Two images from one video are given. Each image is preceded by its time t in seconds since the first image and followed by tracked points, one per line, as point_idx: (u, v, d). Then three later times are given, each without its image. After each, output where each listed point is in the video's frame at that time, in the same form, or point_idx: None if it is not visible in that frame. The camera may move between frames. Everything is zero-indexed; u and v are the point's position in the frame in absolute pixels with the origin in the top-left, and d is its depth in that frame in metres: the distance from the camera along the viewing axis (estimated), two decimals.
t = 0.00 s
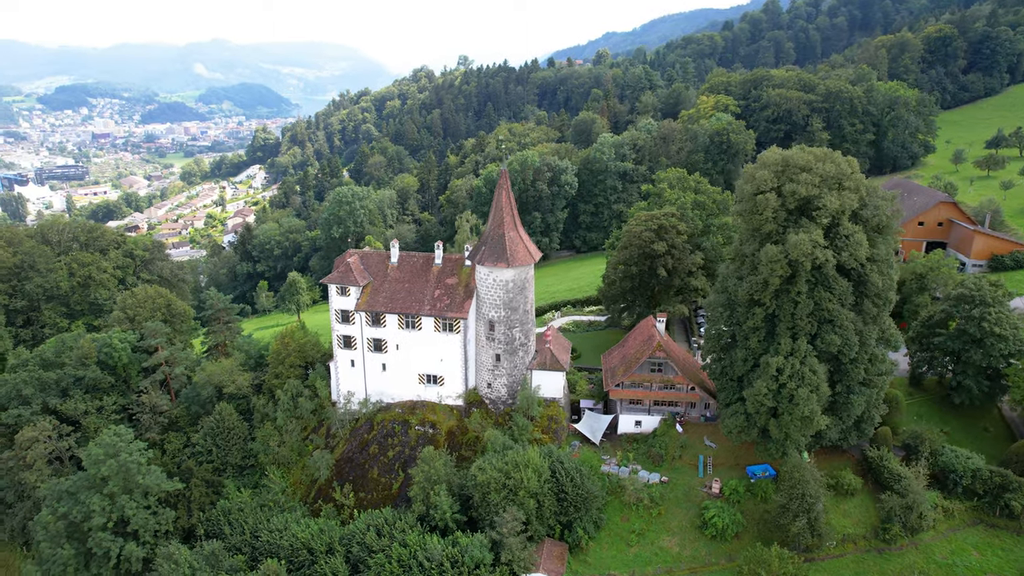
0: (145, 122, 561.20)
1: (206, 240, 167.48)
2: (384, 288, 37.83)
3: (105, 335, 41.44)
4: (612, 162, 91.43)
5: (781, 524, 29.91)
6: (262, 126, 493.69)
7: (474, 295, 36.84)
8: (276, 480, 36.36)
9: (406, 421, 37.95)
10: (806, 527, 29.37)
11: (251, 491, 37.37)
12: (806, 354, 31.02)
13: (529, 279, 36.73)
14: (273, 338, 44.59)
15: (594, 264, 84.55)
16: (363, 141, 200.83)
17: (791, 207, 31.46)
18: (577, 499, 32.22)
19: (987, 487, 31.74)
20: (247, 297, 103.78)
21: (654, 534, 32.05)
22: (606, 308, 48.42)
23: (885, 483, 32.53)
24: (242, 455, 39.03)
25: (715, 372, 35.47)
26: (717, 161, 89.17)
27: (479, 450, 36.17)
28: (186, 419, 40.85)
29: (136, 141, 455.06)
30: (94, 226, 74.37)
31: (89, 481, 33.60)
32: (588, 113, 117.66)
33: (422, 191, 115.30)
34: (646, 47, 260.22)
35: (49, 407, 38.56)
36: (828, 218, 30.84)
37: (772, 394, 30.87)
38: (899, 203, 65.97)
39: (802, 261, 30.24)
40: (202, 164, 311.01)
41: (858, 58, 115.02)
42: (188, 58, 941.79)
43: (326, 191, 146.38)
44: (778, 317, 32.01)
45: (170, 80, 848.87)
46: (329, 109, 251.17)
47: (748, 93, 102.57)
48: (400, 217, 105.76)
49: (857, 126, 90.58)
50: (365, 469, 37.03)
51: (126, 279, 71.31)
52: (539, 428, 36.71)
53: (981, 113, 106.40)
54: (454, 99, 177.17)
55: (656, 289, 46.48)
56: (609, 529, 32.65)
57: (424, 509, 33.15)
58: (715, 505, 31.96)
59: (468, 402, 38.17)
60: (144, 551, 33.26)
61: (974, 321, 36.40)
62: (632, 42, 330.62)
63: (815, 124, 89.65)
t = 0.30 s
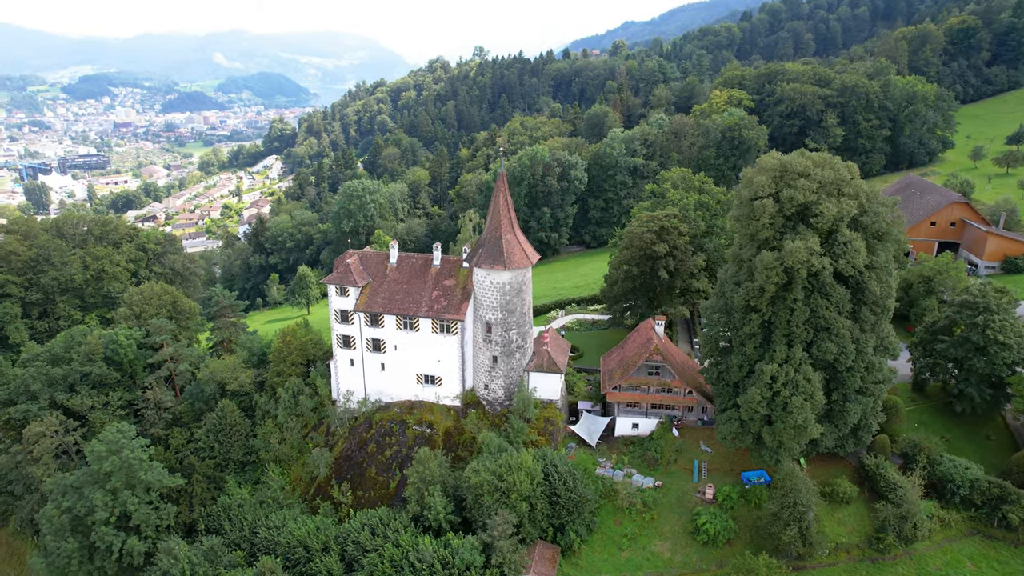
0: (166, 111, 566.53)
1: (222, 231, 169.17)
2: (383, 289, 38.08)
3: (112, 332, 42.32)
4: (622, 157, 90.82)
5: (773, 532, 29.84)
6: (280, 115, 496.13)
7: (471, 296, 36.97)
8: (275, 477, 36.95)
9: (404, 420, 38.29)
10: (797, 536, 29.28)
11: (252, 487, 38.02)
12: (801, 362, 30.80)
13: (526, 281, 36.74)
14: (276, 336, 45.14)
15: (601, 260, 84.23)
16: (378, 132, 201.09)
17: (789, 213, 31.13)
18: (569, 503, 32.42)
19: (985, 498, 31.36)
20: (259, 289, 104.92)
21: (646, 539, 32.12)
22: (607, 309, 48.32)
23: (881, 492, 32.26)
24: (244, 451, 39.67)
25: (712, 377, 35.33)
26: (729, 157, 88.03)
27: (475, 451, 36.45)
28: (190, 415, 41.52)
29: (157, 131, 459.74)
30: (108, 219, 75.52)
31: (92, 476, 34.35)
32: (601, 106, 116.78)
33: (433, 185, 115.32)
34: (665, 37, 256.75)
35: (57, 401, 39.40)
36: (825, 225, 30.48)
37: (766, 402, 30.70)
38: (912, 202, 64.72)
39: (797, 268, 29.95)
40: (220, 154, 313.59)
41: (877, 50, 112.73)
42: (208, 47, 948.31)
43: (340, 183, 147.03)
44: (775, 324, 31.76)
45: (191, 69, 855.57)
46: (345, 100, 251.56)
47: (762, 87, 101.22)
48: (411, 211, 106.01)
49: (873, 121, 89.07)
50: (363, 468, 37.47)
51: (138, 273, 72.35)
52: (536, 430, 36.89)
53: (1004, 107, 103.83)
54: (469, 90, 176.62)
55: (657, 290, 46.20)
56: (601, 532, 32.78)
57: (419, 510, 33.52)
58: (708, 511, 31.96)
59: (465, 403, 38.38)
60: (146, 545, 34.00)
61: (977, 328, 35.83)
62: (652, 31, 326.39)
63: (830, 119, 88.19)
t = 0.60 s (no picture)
0: (186, 103, 571.65)
1: (238, 223, 170.67)
2: (382, 289, 38.32)
3: (118, 328, 43.00)
4: (632, 154, 90.20)
5: (765, 540, 29.70)
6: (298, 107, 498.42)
7: (469, 298, 37.07)
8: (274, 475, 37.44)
9: (402, 420, 38.56)
10: (789, 545, 29.11)
11: (252, 484, 38.55)
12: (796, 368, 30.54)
13: (523, 283, 36.76)
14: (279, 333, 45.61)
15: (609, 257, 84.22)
16: (393, 126, 201.36)
17: (786, 219, 30.81)
18: (562, 506, 32.50)
19: (984, 509, 30.95)
20: (271, 283, 105.88)
21: (638, 543, 32.10)
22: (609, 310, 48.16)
23: (877, 501, 31.96)
24: (245, 448, 40.20)
25: (708, 381, 35.12)
26: (741, 154, 87.02)
27: (472, 452, 36.63)
28: (194, 411, 42.11)
29: (177, 123, 464.42)
30: (121, 214, 76.52)
31: (95, 471, 34.98)
32: (613, 101, 115.92)
33: (445, 179, 115.33)
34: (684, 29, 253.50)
35: (63, 397, 40.12)
36: (822, 231, 30.13)
37: (761, 409, 30.47)
38: (924, 202, 63.53)
39: (793, 275, 29.65)
40: (238, 146, 315.98)
41: (896, 45, 110.55)
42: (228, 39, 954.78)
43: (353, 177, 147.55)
44: (771, 330, 31.49)
45: (211, 61, 862.34)
46: (361, 93, 252.05)
47: (776, 83, 99.89)
48: (422, 206, 106.21)
49: (889, 118, 87.59)
50: (361, 466, 37.81)
51: (150, 267, 73.32)
52: (532, 432, 36.98)
53: None
54: (483, 84, 176.07)
55: (659, 292, 45.92)
56: (594, 536, 32.84)
57: (413, 510, 33.80)
58: (700, 517, 31.86)
59: (462, 404, 38.54)
60: (146, 539, 34.64)
61: (980, 335, 35.28)
62: (671, 23, 322.36)
63: (844, 116, 86.84)
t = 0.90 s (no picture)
0: (204, 99, 577.09)
1: (252, 219, 172.08)
2: (381, 289, 38.41)
3: (122, 325, 43.50)
4: (642, 152, 89.58)
5: (759, 546, 29.42)
6: (315, 103, 501.08)
7: (466, 298, 37.06)
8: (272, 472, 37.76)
9: (400, 419, 38.67)
10: (783, 551, 28.78)
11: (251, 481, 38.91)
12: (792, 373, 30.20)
13: (521, 284, 36.66)
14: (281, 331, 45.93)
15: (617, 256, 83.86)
16: (407, 123, 201.82)
17: (784, 222, 30.44)
18: (556, 509, 32.40)
19: (985, 518, 30.42)
20: (283, 279, 106.66)
21: (632, 547, 31.91)
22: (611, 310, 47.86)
23: (876, 508, 31.52)
24: (245, 445, 40.55)
25: (706, 385, 34.81)
26: (752, 153, 86.08)
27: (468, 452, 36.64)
28: (196, 408, 42.58)
29: (195, 119, 468.99)
30: (133, 211, 77.45)
31: (96, 467, 35.45)
32: (625, 99, 115.21)
33: (455, 177, 115.38)
34: (701, 26, 250.84)
35: (68, 392, 40.69)
36: (821, 234, 29.71)
37: (756, 414, 30.14)
38: (937, 203, 62.46)
39: (790, 279, 29.28)
40: (254, 142, 318.40)
41: (915, 42, 108.56)
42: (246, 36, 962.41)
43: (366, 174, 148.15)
44: (768, 334, 31.14)
45: (230, 58, 869.74)
46: (375, 90, 252.75)
47: (789, 81, 98.70)
48: (431, 204, 106.40)
49: (904, 117, 86.21)
50: (359, 465, 38.00)
51: (161, 263, 74.20)
52: (529, 433, 36.93)
53: None
54: (496, 81, 175.73)
55: (661, 293, 45.60)
56: (588, 539, 32.74)
57: (407, 510, 33.88)
58: (695, 521, 31.63)
59: (460, 404, 38.60)
60: (146, 534, 35.10)
61: (985, 341, 34.62)
62: (688, 20, 319.16)
63: (858, 115, 85.67)
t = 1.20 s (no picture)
0: (224, 98, 583.34)
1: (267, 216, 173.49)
2: (379, 288, 38.45)
3: (127, 321, 43.95)
4: (652, 153, 88.88)
5: (753, 553, 28.98)
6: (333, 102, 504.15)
7: (464, 299, 36.97)
8: (270, 470, 37.93)
9: (397, 419, 38.67)
10: (777, 559, 28.34)
11: (250, 478, 39.14)
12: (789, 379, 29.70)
13: (518, 285, 36.51)
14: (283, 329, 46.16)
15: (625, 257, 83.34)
16: (422, 122, 202.40)
17: (782, 224, 29.95)
18: (549, 511, 32.18)
19: (987, 529, 29.73)
20: (294, 277, 107.39)
21: (625, 551, 31.60)
22: (613, 312, 47.51)
23: (875, 517, 30.96)
24: (245, 442, 40.80)
25: (704, 388, 34.38)
26: (764, 154, 85.04)
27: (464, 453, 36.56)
28: (198, 404, 42.92)
29: (215, 117, 474.34)
30: (145, 208, 78.30)
31: (95, 462, 35.88)
32: (638, 99, 114.43)
33: (467, 176, 115.42)
34: (720, 25, 248.31)
35: (72, 387, 41.24)
36: (819, 237, 29.22)
37: (752, 419, 29.69)
38: (951, 205, 61.21)
39: (787, 283, 28.82)
40: (271, 140, 321.08)
41: (935, 41, 106.46)
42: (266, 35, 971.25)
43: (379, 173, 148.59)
44: (766, 338, 30.68)
45: (250, 57, 878.43)
46: (391, 89, 253.64)
47: (803, 81, 97.42)
48: (442, 203, 106.50)
49: (921, 118, 84.65)
50: (356, 463, 38.07)
51: (172, 261, 74.99)
52: (525, 434, 36.77)
53: None
54: (511, 80, 175.48)
55: (663, 295, 45.20)
56: (581, 542, 32.49)
57: (401, 510, 33.86)
58: (689, 527, 31.24)
59: (457, 405, 38.53)
60: (144, 529, 35.47)
61: (991, 348, 33.83)
62: (707, 18, 316.16)
63: (873, 116, 84.32)
